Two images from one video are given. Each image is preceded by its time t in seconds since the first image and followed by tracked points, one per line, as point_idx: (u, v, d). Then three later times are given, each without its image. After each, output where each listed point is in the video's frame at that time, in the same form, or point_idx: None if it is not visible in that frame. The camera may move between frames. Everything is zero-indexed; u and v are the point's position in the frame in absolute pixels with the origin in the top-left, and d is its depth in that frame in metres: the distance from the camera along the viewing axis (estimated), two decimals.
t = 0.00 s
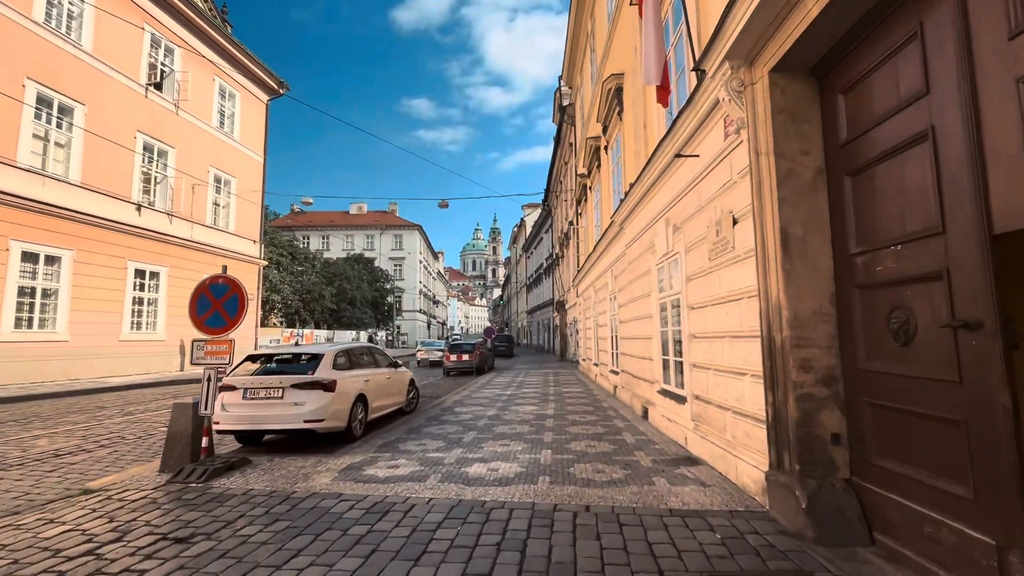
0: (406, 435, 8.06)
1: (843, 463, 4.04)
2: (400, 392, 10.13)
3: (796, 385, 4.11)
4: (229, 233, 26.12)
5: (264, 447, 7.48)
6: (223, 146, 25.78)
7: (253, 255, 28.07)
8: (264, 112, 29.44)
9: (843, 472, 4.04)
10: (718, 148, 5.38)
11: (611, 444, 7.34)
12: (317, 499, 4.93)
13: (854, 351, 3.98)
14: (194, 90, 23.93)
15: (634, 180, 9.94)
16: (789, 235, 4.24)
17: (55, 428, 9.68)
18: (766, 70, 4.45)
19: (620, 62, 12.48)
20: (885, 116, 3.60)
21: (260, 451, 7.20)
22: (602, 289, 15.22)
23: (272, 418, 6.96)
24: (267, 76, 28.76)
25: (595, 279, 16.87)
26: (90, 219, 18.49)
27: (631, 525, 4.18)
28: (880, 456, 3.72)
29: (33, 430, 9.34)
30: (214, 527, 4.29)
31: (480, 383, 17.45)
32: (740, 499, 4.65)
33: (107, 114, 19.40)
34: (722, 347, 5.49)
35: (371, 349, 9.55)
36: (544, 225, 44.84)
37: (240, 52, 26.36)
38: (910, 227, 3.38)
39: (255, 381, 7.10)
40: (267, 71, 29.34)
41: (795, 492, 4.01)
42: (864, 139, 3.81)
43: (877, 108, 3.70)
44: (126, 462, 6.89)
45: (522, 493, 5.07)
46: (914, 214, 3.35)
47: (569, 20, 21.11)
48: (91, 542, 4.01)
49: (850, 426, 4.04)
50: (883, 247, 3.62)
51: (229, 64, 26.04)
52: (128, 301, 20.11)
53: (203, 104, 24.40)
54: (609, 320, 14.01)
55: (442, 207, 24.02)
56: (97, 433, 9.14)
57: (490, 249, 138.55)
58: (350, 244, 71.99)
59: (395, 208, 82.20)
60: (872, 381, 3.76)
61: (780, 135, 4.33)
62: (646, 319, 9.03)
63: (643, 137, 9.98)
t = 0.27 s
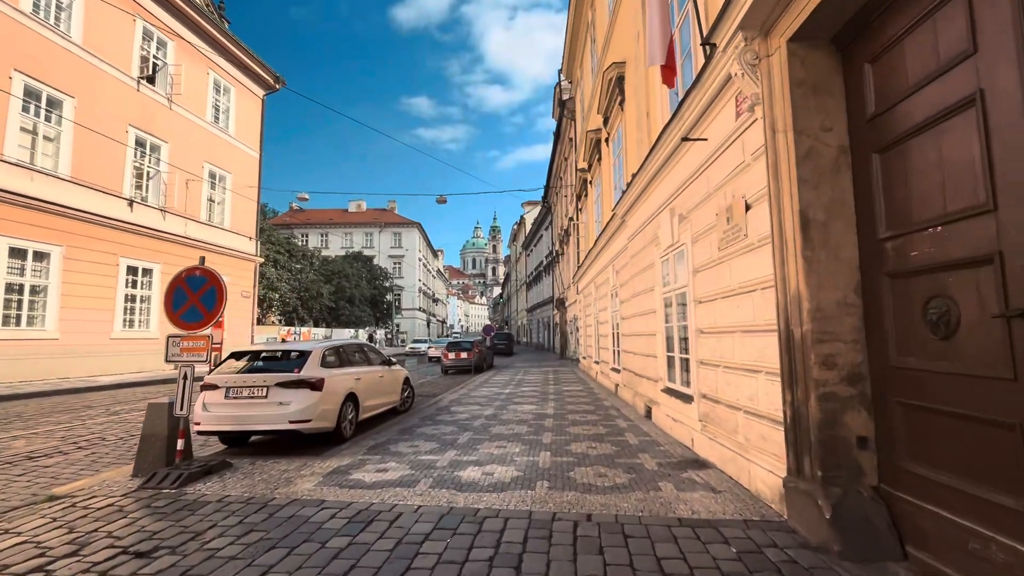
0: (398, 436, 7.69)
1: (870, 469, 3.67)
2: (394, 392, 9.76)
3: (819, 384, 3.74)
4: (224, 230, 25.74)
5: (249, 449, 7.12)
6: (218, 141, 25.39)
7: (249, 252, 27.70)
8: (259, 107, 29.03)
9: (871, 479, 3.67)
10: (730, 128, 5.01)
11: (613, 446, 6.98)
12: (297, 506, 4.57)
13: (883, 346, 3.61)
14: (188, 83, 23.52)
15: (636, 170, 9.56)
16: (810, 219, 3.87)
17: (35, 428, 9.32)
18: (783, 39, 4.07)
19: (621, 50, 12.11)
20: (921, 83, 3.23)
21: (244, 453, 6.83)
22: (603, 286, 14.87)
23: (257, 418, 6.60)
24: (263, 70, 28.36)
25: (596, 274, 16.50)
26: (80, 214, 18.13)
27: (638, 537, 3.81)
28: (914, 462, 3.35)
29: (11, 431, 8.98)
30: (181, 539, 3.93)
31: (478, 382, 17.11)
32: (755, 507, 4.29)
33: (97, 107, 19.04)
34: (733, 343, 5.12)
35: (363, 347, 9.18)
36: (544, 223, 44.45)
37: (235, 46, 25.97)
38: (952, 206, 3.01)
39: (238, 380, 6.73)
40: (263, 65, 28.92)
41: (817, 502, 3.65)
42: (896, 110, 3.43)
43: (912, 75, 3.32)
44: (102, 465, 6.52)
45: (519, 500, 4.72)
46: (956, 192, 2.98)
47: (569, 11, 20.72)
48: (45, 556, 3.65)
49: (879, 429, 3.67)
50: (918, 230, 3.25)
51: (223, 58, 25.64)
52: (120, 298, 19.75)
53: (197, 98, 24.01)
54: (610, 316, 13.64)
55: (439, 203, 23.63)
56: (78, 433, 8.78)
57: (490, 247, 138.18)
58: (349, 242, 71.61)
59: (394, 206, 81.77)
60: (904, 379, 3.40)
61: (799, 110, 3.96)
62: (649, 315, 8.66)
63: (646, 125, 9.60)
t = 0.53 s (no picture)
0: (390, 441, 7.30)
1: (906, 486, 3.29)
2: (387, 393, 9.37)
3: (847, 391, 3.36)
4: (219, 227, 25.33)
5: (232, 456, 6.73)
6: (212, 137, 24.99)
7: (245, 250, 27.32)
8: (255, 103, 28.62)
9: (907, 496, 3.29)
10: (744, 111, 4.63)
11: (616, 452, 6.60)
12: (273, 523, 4.18)
13: (922, 348, 3.22)
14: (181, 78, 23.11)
15: (639, 162, 9.17)
16: (837, 208, 3.48)
17: (13, 432, 8.94)
18: (806, 9, 3.68)
19: (623, 40, 11.72)
20: (969, 50, 2.84)
21: (226, 460, 6.45)
22: (604, 283, 14.48)
23: (238, 424, 6.20)
24: (259, 66, 27.95)
25: (596, 272, 16.10)
26: (69, 211, 17.73)
27: (646, 561, 3.42)
28: (958, 479, 2.97)
29: None
30: (140, 563, 3.55)
31: (477, 382, 16.72)
32: (774, 524, 3.91)
33: (87, 101, 18.65)
34: (748, 344, 4.73)
35: (354, 347, 8.78)
36: (544, 221, 44.07)
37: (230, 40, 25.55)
38: (1009, 188, 2.62)
39: (218, 383, 6.33)
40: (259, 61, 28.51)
41: (847, 522, 3.27)
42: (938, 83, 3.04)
43: (957, 43, 2.93)
44: (73, 474, 6.14)
45: (516, 515, 4.35)
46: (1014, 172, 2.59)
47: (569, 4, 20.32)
48: None
49: (916, 441, 3.29)
50: (965, 218, 2.86)
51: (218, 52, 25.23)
52: (111, 296, 19.37)
53: (190, 93, 23.61)
54: (612, 315, 13.25)
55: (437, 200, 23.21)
56: (56, 438, 8.39)
57: (490, 246, 137.78)
58: (348, 240, 71.20)
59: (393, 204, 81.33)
60: (947, 386, 3.01)
61: (824, 87, 3.57)
62: (654, 314, 8.27)
63: (650, 116, 9.21)
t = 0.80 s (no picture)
0: (380, 443, 6.95)
1: (944, 498, 2.94)
2: (380, 392, 9.03)
3: (878, 391, 3.00)
4: (214, 223, 24.98)
5: (212, 458, 6.38)
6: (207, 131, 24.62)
7: (241, 246, 26.96)
8: (251, 98, 28.24)
9: (945, 509, 2.94)
10: (758, 86, 4.27)
11: (618, 455, 6.25)
12: (244, 534, 3.83)
13: (964, 343, 2.86)
14: (175, 71, 22.73)
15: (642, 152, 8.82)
16: (865, 187, 3.12)
17: None
18: None
19: (625, 28, 11.36)
20: None
21: (204, 463, 6.10)
22: (605, 280, 14.13)
23: (217, 425, 5.84)
24: (255, 59, 27.58)
25: (597, 268, 15.75)
26: (59, 205, 17.39)
27: None
28: (1008, 492, 2.62)
29: None
30: None
31: (474, 380, 16.37)
32: (792, 537, 3.56)
33: (77, 94, 18.30)
34: (760, 340, 4.38)
35: (345, 343, 8.43)
36: (544, 218, 43.70)
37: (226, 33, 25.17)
38: None
39: (196, 381, 5.96)
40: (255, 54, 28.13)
41: (878, 539, 2.92)
42: (984, 41, 2.68)
43: None
44: (42, 478, 5.79)
45: (509, 524, 4.00)
46: None
47: None
48: None
49: (955, 448, 2.93)
50: (1018, 193, 2.50)
51: (213, 46, 24.85)
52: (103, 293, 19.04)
53: (185, 86, 23.24)
54: (613, 311, 12.88)
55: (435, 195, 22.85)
56: (33, 438, 8.05)
57: (490, 244, 137.39)
58: (348, 237, 70.82)
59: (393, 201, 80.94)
60: (995, 386, 2.66)
61: (850, 53, 3.20)
62: (657, 309, 7.91)
63: (653, 104, 8.85)
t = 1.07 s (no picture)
0: (369, 447, 6.60)
1: (994, 521, 2.57)
2: (371, 393, 8.66)
3: (919, 399, 2.63)
4: (210, 220, 24.63)
5: (190, 464, 6.03)
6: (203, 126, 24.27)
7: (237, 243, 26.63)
8: (248, 93, 27.89)
9: (995, 535, 2.57)
10: (776, 62, 3.90)
11: (621, 462, 5.88)
12: (207, 554, 3.47)
13: (1019, 344, 2.49)
14: (170, 65, 22.38)
15: (646, 142, 8.44)
16: (903, 167, 2.75)
17: None
18: None
19: (628, 17, 10.99)
20: None
21: (181, 470, 5.75)
22: (607, 277, 13.77)
23: (193, 429, 5.48)
24: (252, 54, 27.24)
25: (598, 266, 15.40)
26: (49, 201, 17.07)
27: None
28: None
29: None
30: None
31: (473, 380, 16.01)
32: (816, 561, 3.19)
33: (68, 87, 17.97)
34: (776, 341, 4.00)
35: (335, 343, 8.07)
36: (545, 216, 43.33)
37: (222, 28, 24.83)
38: None
39: (171, 383, 5.60)
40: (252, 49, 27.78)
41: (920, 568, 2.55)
42: None
43: None
44: (7, 486, 5.44)
45: (501, 542, 3.64)
46: None
47: None
48: None
49: (1008, 464, 2.56)
50: None
51: (209, 40, 24.51)
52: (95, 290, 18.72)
53: (180, 81, 22.89)
54: (615, 309, 12.52)
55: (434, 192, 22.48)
56: (8, 441, 7.70)
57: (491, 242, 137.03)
58: (348, 235, 70.50)
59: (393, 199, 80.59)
60: None
61: (885, 15, 2.83)
62: (661, 307, 7.54)
63: (656, 93, 8.48)
